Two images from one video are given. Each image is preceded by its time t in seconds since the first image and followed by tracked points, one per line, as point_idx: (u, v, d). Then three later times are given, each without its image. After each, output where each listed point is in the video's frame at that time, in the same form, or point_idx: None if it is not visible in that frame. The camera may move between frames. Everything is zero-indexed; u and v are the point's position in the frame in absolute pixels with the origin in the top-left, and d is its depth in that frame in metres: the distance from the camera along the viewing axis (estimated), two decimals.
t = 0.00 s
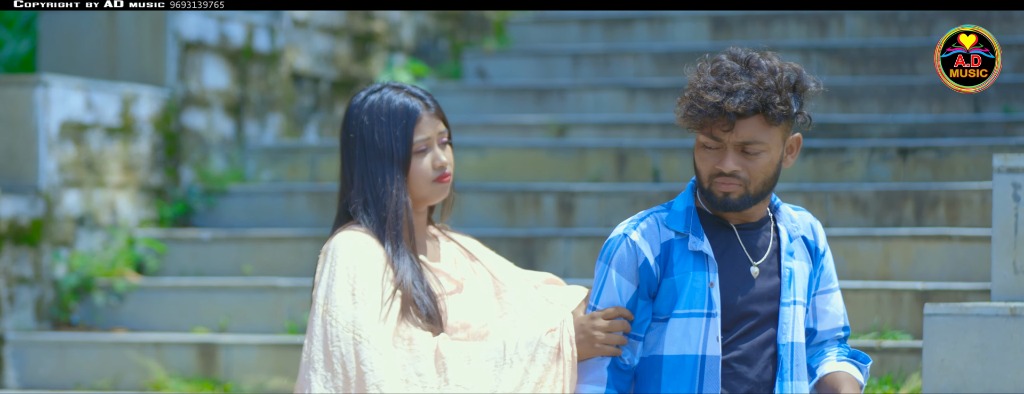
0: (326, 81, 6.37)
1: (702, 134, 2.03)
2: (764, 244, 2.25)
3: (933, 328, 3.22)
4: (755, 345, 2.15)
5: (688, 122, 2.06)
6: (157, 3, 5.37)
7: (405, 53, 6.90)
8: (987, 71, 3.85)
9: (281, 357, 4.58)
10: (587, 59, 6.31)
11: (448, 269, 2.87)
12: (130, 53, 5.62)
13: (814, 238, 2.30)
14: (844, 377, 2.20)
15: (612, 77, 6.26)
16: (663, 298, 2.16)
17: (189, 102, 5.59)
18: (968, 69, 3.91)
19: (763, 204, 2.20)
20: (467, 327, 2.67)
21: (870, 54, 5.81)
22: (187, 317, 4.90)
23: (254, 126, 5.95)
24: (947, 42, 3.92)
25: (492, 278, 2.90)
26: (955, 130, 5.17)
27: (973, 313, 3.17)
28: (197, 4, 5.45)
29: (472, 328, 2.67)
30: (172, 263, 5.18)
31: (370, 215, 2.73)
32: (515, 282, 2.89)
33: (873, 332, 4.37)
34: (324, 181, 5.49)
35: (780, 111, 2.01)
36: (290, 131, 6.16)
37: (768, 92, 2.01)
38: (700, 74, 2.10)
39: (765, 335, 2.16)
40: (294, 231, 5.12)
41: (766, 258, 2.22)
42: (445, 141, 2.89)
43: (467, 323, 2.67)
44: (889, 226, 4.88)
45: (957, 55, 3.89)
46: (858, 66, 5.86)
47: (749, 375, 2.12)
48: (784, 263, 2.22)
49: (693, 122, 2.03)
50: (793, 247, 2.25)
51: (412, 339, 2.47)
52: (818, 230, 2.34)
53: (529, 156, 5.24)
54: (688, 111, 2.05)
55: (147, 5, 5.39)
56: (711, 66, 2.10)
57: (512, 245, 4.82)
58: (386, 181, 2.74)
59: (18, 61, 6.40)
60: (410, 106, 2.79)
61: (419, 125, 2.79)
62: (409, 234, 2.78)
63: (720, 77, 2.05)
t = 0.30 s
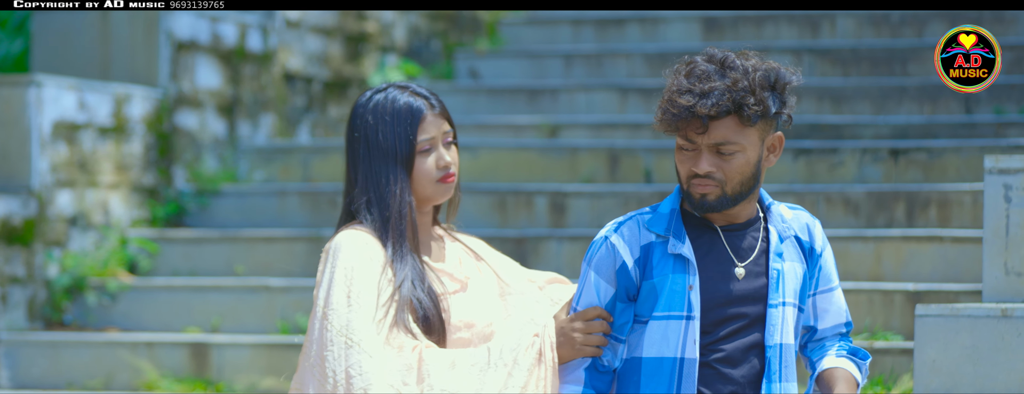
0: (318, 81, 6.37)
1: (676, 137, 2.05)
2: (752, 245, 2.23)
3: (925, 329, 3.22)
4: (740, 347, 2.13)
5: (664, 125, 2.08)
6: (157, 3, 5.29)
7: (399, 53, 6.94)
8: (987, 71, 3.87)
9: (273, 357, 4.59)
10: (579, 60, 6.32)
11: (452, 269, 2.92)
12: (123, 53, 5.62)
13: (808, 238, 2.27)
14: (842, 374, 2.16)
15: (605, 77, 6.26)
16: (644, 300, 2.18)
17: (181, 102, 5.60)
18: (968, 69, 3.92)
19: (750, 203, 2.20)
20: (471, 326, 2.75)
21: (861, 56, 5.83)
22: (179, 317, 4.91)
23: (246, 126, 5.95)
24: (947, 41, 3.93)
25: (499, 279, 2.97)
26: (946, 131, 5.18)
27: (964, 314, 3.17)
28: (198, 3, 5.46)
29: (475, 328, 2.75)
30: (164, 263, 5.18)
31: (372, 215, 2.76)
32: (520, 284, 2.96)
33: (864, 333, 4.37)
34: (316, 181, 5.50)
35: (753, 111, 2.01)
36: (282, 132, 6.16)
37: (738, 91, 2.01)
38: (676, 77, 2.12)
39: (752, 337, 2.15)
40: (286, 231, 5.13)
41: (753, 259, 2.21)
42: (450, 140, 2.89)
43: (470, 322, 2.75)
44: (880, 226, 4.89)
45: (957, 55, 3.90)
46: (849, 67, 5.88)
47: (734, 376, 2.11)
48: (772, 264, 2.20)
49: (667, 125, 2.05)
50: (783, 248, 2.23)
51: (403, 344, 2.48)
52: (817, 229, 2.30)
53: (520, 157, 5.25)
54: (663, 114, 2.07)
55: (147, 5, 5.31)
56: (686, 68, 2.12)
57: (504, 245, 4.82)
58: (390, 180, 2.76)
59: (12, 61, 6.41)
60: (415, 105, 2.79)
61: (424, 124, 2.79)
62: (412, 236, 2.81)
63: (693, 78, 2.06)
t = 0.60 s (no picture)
0: (311, 84, 6.37)
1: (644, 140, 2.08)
2: (735, 248, 2.22)
3: (918, 331, 3.21)
4: (720, 351, 2.13)
5: (635, 128, 2.12)
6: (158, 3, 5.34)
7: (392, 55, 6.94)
8: (987, 71, 3.86)
9: (266, 359, 4.60)
10: (572, 63, 6.32)
11: (450, 271, 2.91)
12: (116, 55, 5.61)
13: (797, 240, 2.23)
14: (845, 372, 2.13)
15: (597, 80, 6.26)
16: (623, 304, 2.20)
17: (174, 104, 5.60)
18: (968, 69, 3.92)
19: (731, 204, 2.19)
20: (470, 327, 2.76)
21: (854, 58, 5.84)
22: (171, 320, 4.90)
23: (239, 128, 5.95)
24: (947, 41, 3.94)
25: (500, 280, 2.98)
26: (939, 134, 5.18)
27: (957, 316, 3.17)
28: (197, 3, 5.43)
29: (474, 329, 2.77)
30: (157, 266, 5.18)
31: (368, 216, 2.80)
32: (518, 286, 2.98)
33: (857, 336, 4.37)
34: (309, 184, 5.50)
35: (717, 110, 2.01)
36: (275, 134, 6.17)
37: (700, 90, 2.02)
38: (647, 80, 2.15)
39: (732, 341, 2.14)
40: (278, 233, 5.13)
41: (735, 262, 2.20)
42: (450, 145, 2.91)
43: (469, 323, 2.76)
44: (873, 229, 4.88)
45: (957, 55, 3.90)
46: (842, 70, 5.89)
47: (714, 380, 2.11)
48: (755, 267, 2.18)
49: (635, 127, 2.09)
50: (768, 250, 2.20)
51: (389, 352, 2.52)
52: (811, 230, 2.25)
53: (513, 159, 5.25)
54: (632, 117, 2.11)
55: (147, 5, 5.34)
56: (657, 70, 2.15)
57: (496, 248, 4.83)
58: (388, 183, 2.79)
59: (6, 63, 6.41)
60: (414, 108, 2.81)
61: (423, 128, 2.81)
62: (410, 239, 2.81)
63: (660, 80, 2.08)
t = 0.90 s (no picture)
0: (298, 87, 6.36)
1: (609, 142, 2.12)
2: (710, 251, 2.19)
3: (907, 335, 3.14)
4: (693, 355, 2.11)
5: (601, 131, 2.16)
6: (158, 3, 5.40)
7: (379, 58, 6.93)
8: (987, 72, 3.65)
9: (253, 362, 4.59)
10: (560, 66, 6.32)
11: (440, 272, 2.90)
12: (103, 58, 5.60)
13: (777, 242, 2.18)
14: (845, 369, 2.06)
15: (585, 83, 6.25)
16: (598, 308, 2.22)
17: (161, 107, 5.59)
18: (969, 69, 3.70)
19: (705, 206, 2.16)
20: (461, 327, 2.77)
21: (842, 62, 5.84)
22: (159, 323, 4.89)
23: (226, 132, 5.94)
24: (947, 41, 3.70)
25: (492, 281, 2.98)
26: (926, 137, 5.19)
27: (945, 320, 3.09)
28: (196, 3, 5.46)
29: (465, 329, 2.77)
30: (144, 269, 5.17)
31: (356, 219, 2.79)
32: (508, 289, 2.97)
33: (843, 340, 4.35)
34: (296, 187, 5.49)
35: (677, 111, 2.02)
36: (262, 137, 6.16)
37: (660, 91, 2.04)
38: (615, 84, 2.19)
39: (706, 346, 2.12)
40: (266, 236, 5.13)
41: (710, 265, 2.17)
42: (440, 149, 2.90)
43: (461, 323, 2.77)
44: (860, 232, 4.86)
45: (957, 55, 3.65)
46: (830, 73, 5.90)
47: (687, 384, 2.09)
48: (730, 270, 2.14)
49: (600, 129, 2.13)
50: (744, 254, 2.16)
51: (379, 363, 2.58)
52: (795, 231, 2.19)
53: (501, 163, 5.25)
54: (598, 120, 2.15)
55: (147, 5, 5.39)
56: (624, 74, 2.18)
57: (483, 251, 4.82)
58: (378, 187, 2.79)
59: None
60: (404, 112, 2.81)
61: (412, 132, 2.81)
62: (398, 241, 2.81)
63: (623, 82, 2.12)
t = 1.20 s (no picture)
0: (284, 86, 6.26)
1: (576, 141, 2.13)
2: (686, 252, 2.14)
3: (903, 339, 3.02)
4: (668, 358, 2.08)
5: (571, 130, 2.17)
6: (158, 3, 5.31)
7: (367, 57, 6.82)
8: (988, 71, 3.56)
9: (238, 366, 4.50)
10: (550, 65, 6.22)
11: (430, 273, 2.81)
12: (86, 57, 5.55)
13: (756, 239, 2.11)
14: (847, 364, 1.94)
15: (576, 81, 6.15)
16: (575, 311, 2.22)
17: (145, 107, 5.51)
18: (968, 69, 3.60)
19: (679, 205, 2.12)
20: (451, 329, 2.67)
21: (838, 61, 5.76)
22: (142, 326, 4.80)
23: (211, 132, 5.84)
24: (946, 41, 3.60)
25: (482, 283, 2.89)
26: (922, 138, 5.10)
27: (942, 324, 2.98)
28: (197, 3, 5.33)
29: (456, 331, 2.67)
30: (127, 271, 5.07)
31: (343, 223, 2.68)
32: (501, 291, 2.89)
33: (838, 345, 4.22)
34: (283, 188, 5.40)
35: (635, 107, 2.01)
36: (248, 137, 6.05)
37: (621, 87, 2.04)
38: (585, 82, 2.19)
39: (681, 349, 2.07)
40: (251, 238, 5.04)
41: (685, 266, 2.12)
42: (431, 152, 2.78)
43: (451, 325, 2.67)
44: (856, 234, 4.75)
45: (957, 55, 3.55)
46: (825, 72, 5.81)
47: (662, 388, 2.06)
48: (705, 270, 2.09)
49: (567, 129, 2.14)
50: (720, 253, 2.10)
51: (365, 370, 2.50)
52: (779, 227, 2.10)
53: (490, 164, 5.17)
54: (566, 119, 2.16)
55: (146, 5, 5.30)
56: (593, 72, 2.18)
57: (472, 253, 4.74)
58: (365, 192, 2.67)
59: None
60: (395, 115, 2.68)
61: (402, 136, 2.68)
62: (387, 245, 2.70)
63: (588, 79, 2.12)
